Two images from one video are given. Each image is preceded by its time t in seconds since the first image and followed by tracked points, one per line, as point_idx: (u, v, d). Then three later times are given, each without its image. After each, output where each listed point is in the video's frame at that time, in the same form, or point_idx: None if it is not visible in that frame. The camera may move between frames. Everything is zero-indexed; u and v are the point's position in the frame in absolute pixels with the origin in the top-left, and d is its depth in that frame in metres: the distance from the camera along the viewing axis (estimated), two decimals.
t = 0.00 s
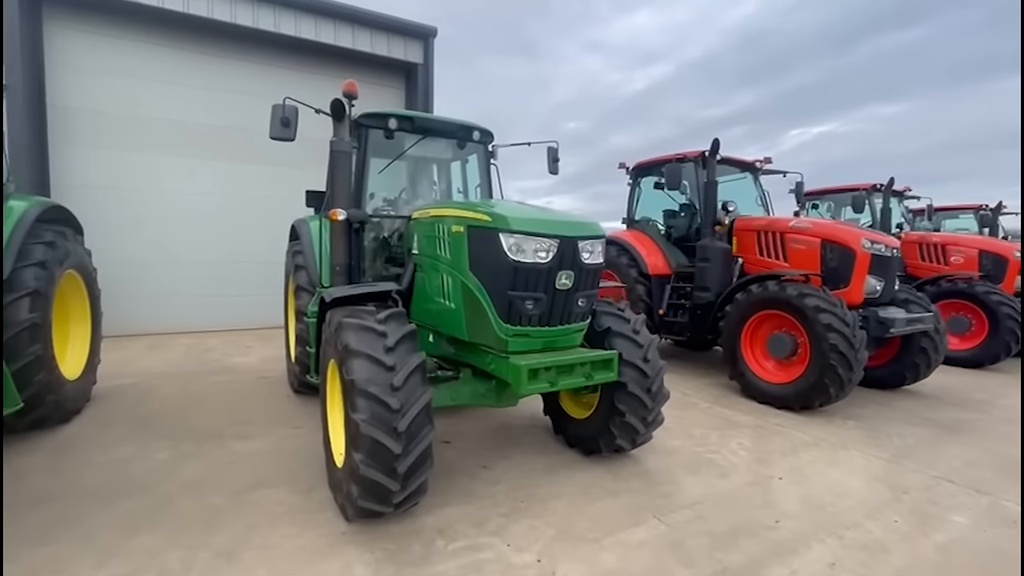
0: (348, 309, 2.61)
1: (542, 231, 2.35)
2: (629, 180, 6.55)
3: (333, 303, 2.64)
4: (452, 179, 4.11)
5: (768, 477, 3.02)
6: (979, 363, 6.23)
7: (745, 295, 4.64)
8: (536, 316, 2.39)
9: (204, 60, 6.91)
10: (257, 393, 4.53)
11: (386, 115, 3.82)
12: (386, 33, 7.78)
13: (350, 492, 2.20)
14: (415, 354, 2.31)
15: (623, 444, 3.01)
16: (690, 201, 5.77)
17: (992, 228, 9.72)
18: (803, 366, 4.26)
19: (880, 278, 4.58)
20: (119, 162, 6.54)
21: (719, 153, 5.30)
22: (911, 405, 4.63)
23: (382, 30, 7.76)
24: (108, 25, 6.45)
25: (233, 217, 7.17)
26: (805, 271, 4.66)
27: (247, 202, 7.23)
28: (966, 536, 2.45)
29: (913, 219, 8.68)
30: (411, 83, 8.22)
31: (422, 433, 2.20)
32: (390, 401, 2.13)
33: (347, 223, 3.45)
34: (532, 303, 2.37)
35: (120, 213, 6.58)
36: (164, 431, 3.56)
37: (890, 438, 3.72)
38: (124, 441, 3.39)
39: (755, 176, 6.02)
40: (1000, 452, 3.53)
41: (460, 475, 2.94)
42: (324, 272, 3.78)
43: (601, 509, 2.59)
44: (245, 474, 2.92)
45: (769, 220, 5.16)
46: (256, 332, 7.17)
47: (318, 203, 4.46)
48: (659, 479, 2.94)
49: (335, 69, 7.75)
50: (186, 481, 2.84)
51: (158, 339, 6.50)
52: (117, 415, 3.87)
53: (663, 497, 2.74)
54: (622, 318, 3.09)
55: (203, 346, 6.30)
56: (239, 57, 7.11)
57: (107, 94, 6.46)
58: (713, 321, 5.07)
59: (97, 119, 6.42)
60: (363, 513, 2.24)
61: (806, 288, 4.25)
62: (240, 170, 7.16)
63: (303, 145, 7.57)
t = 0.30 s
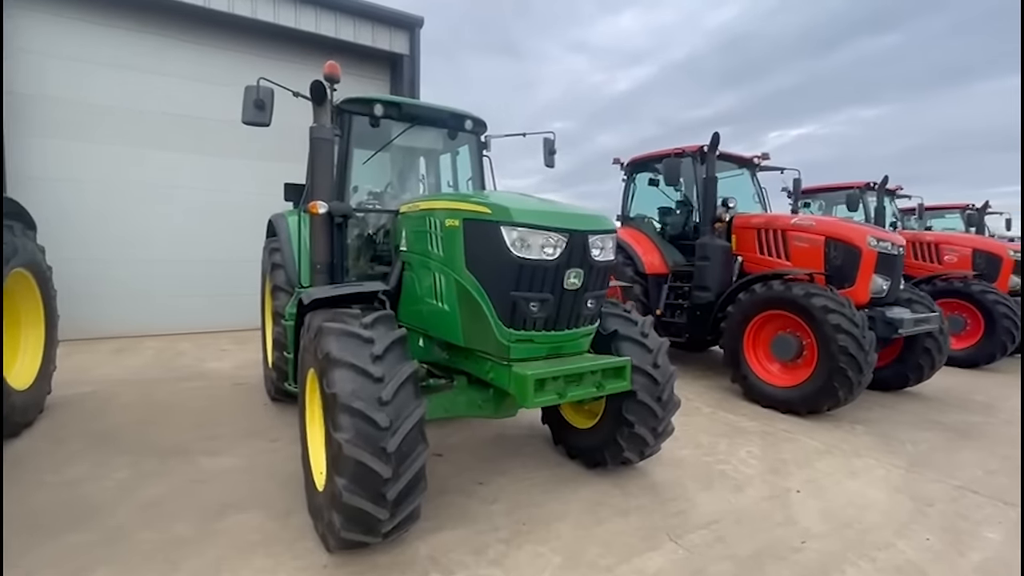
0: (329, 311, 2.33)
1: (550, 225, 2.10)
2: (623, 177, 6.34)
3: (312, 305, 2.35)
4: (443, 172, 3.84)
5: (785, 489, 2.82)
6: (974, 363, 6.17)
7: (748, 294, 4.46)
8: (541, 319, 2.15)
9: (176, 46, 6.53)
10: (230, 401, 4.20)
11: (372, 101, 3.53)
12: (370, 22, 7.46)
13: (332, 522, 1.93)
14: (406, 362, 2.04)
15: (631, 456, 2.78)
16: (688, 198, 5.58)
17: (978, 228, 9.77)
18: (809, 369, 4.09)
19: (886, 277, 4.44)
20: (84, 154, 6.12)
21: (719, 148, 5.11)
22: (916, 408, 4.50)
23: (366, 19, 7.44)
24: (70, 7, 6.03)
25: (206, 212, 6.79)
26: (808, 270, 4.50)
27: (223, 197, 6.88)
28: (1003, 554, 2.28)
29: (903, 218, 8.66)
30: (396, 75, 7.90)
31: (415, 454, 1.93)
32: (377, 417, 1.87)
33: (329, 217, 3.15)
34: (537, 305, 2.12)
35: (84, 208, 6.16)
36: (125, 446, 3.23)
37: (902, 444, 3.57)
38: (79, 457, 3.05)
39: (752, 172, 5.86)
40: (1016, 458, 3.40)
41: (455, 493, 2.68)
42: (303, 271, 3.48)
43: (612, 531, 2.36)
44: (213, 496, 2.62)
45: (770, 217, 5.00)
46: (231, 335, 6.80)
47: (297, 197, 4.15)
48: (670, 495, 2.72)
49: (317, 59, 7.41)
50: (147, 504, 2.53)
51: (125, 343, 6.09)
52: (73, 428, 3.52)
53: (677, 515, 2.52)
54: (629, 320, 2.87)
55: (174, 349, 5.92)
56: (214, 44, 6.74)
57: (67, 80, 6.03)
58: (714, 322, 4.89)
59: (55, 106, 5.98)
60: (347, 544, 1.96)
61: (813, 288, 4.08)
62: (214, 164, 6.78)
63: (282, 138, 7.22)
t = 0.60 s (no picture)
0: (310, 327, 2.06)
1: (563, 229, 1.87)
2: (618, 176, 6.14)
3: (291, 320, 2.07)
4: (434, 170, 3.58)
5: (806, 512, 2.63)
6: (971, 366, 6.12)
7: (752, 299, 4.29)
8: (552, 335, 1.91)
9: (147, 37, 6.18)
10: (203, 416, 3.90)
11: (358, 93, 3.25)
12: (354, 14, 7.15)
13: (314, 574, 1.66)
14: (399, 386, 1.78)
15: (643, 479, 2.56)
16: (687, 199, 5.40)
17: (965, 230, 9.81)
18: (817, 377, 3.93)
19: (893, 281, 4.30)
20: (45, 149, 5.74)
21: (719, 147, 4.94)
22: (922, 415, 4.38)
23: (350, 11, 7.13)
24: None
25: (179, 212, 6.43)
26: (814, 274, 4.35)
27: (197, 197, 6.53)
28: None
29: (894, 220, 8.63)
30: (381, 70, 7.59)
31: (410, 493, 1.68)
32: (368, 453, 1.61)
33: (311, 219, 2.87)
34: (547, 319, 1.89)
35: (46, 207, 5.79)
36: (83, 471, 2.92)
37: (917, 456, 3.42)
38: (28, 486, 2.74)
39: (750, 173, 5.69)
40: None
41: (452, 522, 2.43)
42: (282, 277, 3.20)
43: (628, 567, 2.14)
44: (179, 532, 2.33)
45: (772, 219, 4.84)
46: (206, 341, 6.45)
47: (275, 196, 3.85)
48: (685, 520, 2.51)
49: (297, 52, 7.08)
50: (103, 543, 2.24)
51: (90, 352, 5.71)
52: (25, 450, 3.19)
53: (696, 545, 2.31)
54: (640, 331, 2.64)
55: (144, 358, 5.57)
56: (188, 34, 6.39)
57: (27, 70, 5.68)
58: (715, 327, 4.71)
59: (12, 97, 5.60)
60: None
61: (821, 293, 3.93)
62: (187, 160, 6.41)
63: (261, 134, 6.88)
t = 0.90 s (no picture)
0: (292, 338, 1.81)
1: (584, 227, 1.65)
2: (612, 174, 5.95)
3: (271, 331, 1.82)
4: (427, 164, 3.34)
5: (831, 529, 2.47)
6: (963, 366, 6.13)
7: (756, 301, 4.14)
8: (571, 345, 1.70)
9: (113, 23, 5.81)
10: (174, 430, 3.59)
11: (344, 79, 2.99)
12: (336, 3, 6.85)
13: None
14: (399, 406, 1.55)
15: (659, 496, 2.37)
16: (685, 197, 5.23)
17: (948, 229, 9.92)
18: (825, 381, 3.80)
19: (899, 282, 4.21)
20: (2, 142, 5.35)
21: (718, 144, 4.79)
22: (926, 418, 4.30)
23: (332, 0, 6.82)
24: None
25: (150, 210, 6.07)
26: (818, 274, 4.23)
27: (169, 193, 6.17)
28: None
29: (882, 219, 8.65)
30: (365, 62, 7.30)
31: (414, 530, 1.46)
32: (366, 487, 1.38)
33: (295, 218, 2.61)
34: (566, 328, 1.68)
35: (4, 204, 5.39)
36: (37, 498, 2.62)
37: (931, 463, 3.32)
38: None
39: (747, 171, 5.54)
40: None
41: (454, 551, 2.20)
42: (261, 280, 2.92)
43: None
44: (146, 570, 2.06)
45: (772, 218, 4.71)
46: (180, 347, 6.09)
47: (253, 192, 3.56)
48: (706, 541, 2.33)
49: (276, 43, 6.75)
50: None
51: (50, 359, 5.31)
52: None
53: (721, 570, 2.13)
54: (655, 338, 2.46)
55: (112, 365, 5.22)
56: (158, 22, 6.04)
57: None
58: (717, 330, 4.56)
59: None
60: None
61: (829, 294, 3.80)
62: (157, 154, 6.05)
63: (238, 128, 6.55)
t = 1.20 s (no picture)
0: (269, 360, 1.55)
1: (612, 230, 1.44)
2: (604, 174, 5.78)
3: (244, 351, 1.56)
4: (417, 161, 3.08)
5: (857, 551, 2.32)
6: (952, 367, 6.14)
7: (757, 305, 4.01)
8: (597, 364, 1.50)
9: (74, 14, 5.57)
10: (139, 448, 3.32)
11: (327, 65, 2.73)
12: None
13: None
14: (399, 441, 1.33)
15: (676, 522, 2.18)
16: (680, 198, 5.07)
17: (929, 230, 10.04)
18: (830, 388, 3.69)
19: (899, 284, 4.13)
20: None
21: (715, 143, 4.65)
22: (927, 423, 4.22)
23: None
24: None
25: (114, 209, 5.82)
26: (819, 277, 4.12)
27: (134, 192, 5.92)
28: None
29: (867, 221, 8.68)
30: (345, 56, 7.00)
31: None
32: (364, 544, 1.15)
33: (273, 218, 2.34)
34: (592, 345, 1.48)
35: None
36: None
37: (941, 472, 3.21)
38: None
39: (740, 171, 5.43)
40: None
41: None
42: (234, 288, 2.63)
43: None
44: None
45: (770, 220, 4.59)
46: (147, 354, 5.76)
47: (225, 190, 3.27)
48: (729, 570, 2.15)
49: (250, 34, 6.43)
50: None
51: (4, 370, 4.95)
52: None
53: None
54: (671, 349, 2.26)
55: (73, 375, 4.89)
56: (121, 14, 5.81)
57: None
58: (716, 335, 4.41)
59: None
60: None
61: (834, 298, 3.69)
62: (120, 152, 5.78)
63: (207, 125, 6.32)
